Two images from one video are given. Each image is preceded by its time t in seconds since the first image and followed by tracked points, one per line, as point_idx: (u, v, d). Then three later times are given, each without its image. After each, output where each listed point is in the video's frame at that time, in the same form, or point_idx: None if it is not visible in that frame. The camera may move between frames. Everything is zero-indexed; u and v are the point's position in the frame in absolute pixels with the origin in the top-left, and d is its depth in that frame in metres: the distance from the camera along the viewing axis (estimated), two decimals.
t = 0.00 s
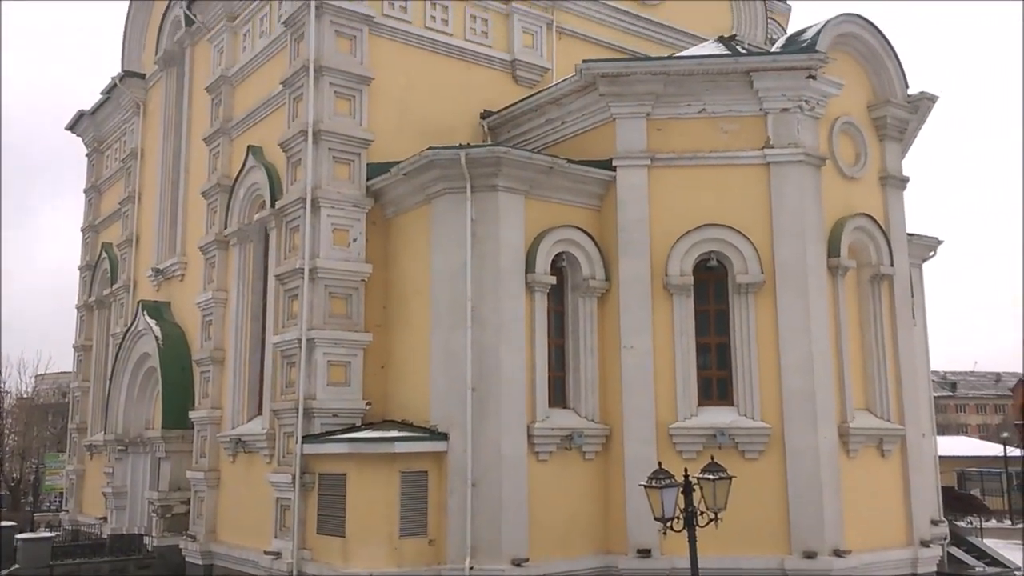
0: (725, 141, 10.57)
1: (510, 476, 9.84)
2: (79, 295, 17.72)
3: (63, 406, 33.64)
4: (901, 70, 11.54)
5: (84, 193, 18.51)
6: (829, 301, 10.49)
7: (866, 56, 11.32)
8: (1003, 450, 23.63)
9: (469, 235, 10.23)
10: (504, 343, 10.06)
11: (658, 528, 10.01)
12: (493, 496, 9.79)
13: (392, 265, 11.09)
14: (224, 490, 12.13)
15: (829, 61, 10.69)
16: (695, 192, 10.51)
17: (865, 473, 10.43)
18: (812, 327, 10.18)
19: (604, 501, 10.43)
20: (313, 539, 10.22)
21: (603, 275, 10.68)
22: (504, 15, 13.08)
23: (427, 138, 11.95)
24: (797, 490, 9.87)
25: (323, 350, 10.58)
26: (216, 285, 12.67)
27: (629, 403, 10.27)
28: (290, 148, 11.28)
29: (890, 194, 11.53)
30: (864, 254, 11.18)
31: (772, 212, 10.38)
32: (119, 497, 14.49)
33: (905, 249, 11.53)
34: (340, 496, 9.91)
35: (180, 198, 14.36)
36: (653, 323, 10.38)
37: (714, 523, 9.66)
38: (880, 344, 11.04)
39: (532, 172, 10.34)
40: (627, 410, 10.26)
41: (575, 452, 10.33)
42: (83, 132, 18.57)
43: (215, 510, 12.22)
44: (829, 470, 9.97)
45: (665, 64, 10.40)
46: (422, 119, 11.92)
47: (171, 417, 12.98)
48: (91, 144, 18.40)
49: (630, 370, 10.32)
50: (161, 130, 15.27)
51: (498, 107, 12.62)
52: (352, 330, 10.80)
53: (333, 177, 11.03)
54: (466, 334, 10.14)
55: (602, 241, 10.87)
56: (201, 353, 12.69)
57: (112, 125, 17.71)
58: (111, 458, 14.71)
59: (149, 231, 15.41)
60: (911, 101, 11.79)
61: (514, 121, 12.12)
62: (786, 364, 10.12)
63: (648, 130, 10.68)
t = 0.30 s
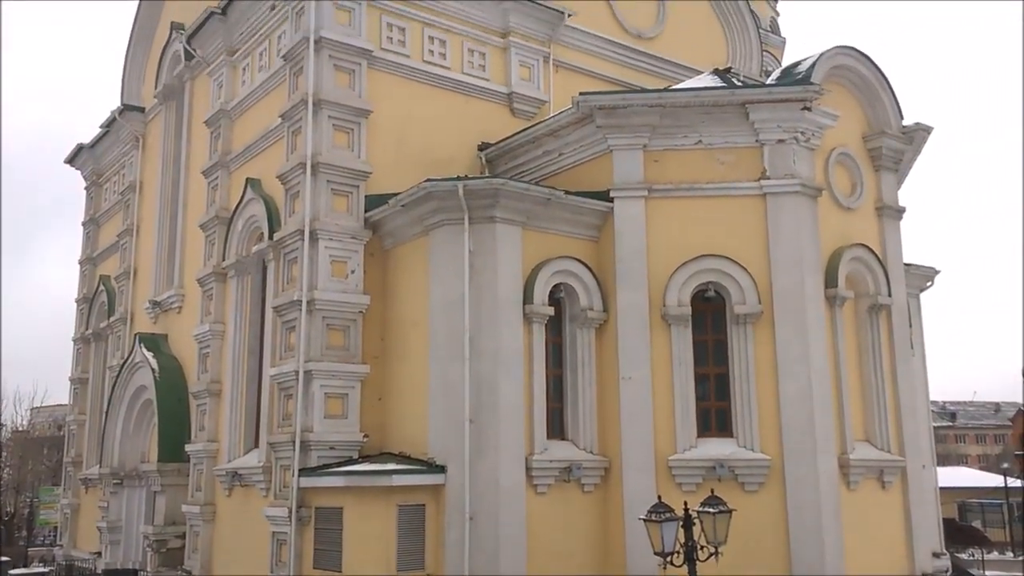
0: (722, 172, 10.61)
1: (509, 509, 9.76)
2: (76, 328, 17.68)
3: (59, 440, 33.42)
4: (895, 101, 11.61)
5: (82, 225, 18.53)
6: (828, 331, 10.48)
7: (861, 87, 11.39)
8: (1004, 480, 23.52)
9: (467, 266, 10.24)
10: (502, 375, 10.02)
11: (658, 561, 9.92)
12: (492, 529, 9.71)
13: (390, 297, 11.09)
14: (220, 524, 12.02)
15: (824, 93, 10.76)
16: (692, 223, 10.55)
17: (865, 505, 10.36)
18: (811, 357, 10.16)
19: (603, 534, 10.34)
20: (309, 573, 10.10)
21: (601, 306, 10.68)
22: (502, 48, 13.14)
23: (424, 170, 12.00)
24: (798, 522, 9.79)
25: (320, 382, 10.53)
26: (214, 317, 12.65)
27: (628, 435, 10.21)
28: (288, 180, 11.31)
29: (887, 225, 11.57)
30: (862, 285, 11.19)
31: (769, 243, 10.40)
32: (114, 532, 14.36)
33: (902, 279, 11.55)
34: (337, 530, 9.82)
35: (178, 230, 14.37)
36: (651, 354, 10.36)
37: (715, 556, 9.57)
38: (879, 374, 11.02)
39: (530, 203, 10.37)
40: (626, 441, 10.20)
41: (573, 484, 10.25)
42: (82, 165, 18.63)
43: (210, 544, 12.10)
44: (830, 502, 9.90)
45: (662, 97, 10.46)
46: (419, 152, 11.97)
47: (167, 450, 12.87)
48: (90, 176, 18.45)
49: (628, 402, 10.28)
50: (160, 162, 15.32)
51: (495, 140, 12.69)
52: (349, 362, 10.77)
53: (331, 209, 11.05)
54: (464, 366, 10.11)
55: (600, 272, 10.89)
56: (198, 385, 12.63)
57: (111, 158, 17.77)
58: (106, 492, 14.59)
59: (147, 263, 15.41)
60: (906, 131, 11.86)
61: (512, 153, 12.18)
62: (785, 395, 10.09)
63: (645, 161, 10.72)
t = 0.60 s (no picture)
0: (722, 206, 10.64)
1: (510, 544, 9.67)
2: (76, 363, 17.65)
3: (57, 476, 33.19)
4: (895, 135, 11.67)
5: (83, 260, 18.57)
6: (830, 364, 10.46)
7: (860, 121, 11.45)
8: (1010, 513, 23.27)
9: (468, 299, 10.24)
10: (503, 408, 9.98)
11: None
12: (493, 566, 9.62)
13: (391, 331, 11.07)
14: (218, 561, 11.90)
15: (823, 127, 10.82)
16: (693, 256, 10.56)
17: (871, 539, 10.27)
18: (813, 390, 10.12)
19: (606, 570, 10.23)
20: None
21: (602, 339, 10.67)
22: (503, 83, 13.22)
23: (426, 204, 12.04)
24: (803, 557, 9.69)
25: (321, 417, 10.48)
26: (214, 351, 12.62)
27: (630, 469, 10.14)
28: (290, 215, 11.36)
29: (887, 258, 11.60)
30: (863, 318, 11.17)
31: (770, 276, 10.41)
32: (112, 569, 14.22)
33: (903, 312, 11.54)
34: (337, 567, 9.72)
35: (180, 264, 14.40)
36: (653, 388, 10.32)
37: None
38: (882, 407, 10.98)
39: (531, 236, 10.40)
40: (629, 476, 10.13)
41: (576, 519, 10.17)
42: (84, 200, 18.72)
43: None
44: (834, 537, 9.81)
45: (662, 131, 10.51)
46: (421, 186, 12.02)
47: (166, 486, 12.78)
48: (92, 211, 18.53)
49: (630, 436, 10.22)
50: (163, 197, 15.39)
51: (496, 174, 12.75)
52: (349, 397, 10.73)
53: (332, 243, 11.08)
54: (465, 400, 10.07)
55: (601, 305, 10.88)
56: (198, 420, 12.58)
57: (113, 193, 17.85)
58: (105, 529, 14.46)
59: (148, 298, 15.42)
60: (906, 165, 11.91)
61: (513, 187, 12.24)
62: (788, 429, 10.03)
63: (645, 195, 10.76)
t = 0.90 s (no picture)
0: (725, 243, 10.67)
1: None
2: (79, 402, 17.63)
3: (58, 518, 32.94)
4: (896, 173, 11.74)
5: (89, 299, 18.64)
6: (835, 402, 10.40)
7: (860, 159, 11.53)
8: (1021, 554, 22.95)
9: (472, 337, 10.23)
10: (506, 446, 9.92)
11: None
12: None
13: (395, 370, 11.06)
14: None
15: (824, 165, 10.89)
16: (697, 293, 10.57)
17: None
18: (819, 429, 10.05)
19: None
20: None
21: (606, 377, 10.64)
22: (506, 124, 13.37)
23: (430, 242, 12.10)
24: None
25: (323, 456, 10.43)
26: (218, 390, 12.62)
27: (635, 509, 10.04)
28: (295, 253, 11.42)
29: (891, 295, 11.61)
30: (868, 355, 11.14)
31: (774, 314, 10.40)
32: None
33: (908, 349, 11.51)
34: None
35: (185, 302, 14.46)
36: (657, 426, 10.26)
37: None
38: (889, 445, 10.89)
39: (534, 274, 10.43)
40: (634, 516, 10.03)
41: (580, 560, 10.04)
42: (91, 240, 18.85)
43: None
44: None
45: (664, 169, 10.58)
46: (425, 224, 12.10)
47: (168, 526, 12.68)
48: (99, 251, 18.64)
49: (635, 475, 10.13)
50: (169, 237, 15.50)
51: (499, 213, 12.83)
52: (352, 436, 10.68)
53: (337, 281, 11.13)
54: (468, 439, 10.01)
55: (605, 343, 10.87)
56: (201, 460, 12.53)
57: (120, 233, 17.98)
58: (105, 570, 14.33)
59: (152, 337, 15.46)
60: (908, 203, 11.96)
61: (517, 225, 12.31)
62: (794, 468, 9.94)
63: (648, 233, 10.80)
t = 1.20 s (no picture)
0: (728, 278, 10.68)
1: None
2: (80, 439, 17.55)
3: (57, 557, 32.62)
4: (897, 208, 11.78)
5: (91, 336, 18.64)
6: (840, 438, 10.34)
7: (861, 194, 11.58)
8: None
9: (475, 373, 10.19)
10: (510, 483, 9.84)
11: None
12: None
13: (397, 406, 11.02)
14: None
15: (825, 200, 10.93)
16: (700, 329, 10.56)
17: None
18: (825, 465, 9.98)
19: None
20: None
21: (609, 413, 10.59)
22: (509, 160, 13.45)
23: (432, 277, 12.12)
24: None
25: (325, 493, 10.35)
26: (219, 427, 12.57)
27: (640, 547, 9.94)
28: (298, 289, 11.44)
29: (894, 330, 11.59)
30: (873, 391, 11.09)
31: (778, 349, 10.38)
32: None
33: (912, 384, 11.47)
34: None
35: (188, 338, 14.45)
36: (662, 462, 10.19)
37: None
38: (895, 482, 10.81)
39: (537, 309, 10.43)
40: (639, 554, 9.92)
41: None
42: (94, 277, 18.89)
43: None
44: None
45: (666, 205, 10.62)
46: (427, 260, 12.13)
47: (167, 565, 12.56)
48: (101, 287, 18.68)
49: (639, 512, 10.04)
50: (172, 273, 15.53)
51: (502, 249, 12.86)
52: (354, 473, 10.61)
53: (340, 317, 11.13)
54: (471, 475, 9.93)
55: (608, 379, 10.84)
56: (202, 497, 12.45)
57: (123, 270, 18.03)
58: None
59: (154, 373, 15.43)
60: (909, 238, 12.03)
61: (519, 261, 12.34)
62: (800, 504, 9.86)
63: (651, 268, 10.82)
